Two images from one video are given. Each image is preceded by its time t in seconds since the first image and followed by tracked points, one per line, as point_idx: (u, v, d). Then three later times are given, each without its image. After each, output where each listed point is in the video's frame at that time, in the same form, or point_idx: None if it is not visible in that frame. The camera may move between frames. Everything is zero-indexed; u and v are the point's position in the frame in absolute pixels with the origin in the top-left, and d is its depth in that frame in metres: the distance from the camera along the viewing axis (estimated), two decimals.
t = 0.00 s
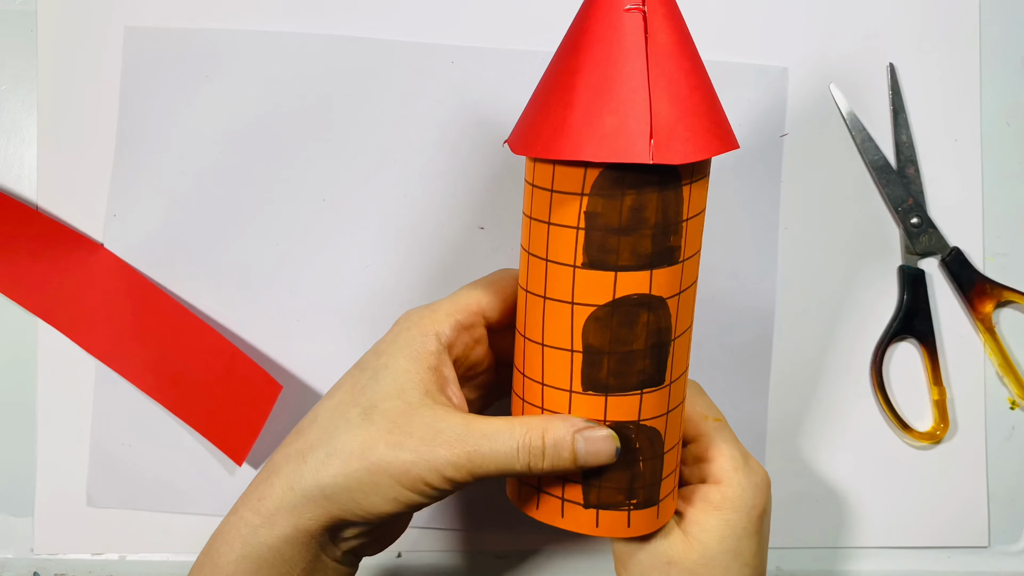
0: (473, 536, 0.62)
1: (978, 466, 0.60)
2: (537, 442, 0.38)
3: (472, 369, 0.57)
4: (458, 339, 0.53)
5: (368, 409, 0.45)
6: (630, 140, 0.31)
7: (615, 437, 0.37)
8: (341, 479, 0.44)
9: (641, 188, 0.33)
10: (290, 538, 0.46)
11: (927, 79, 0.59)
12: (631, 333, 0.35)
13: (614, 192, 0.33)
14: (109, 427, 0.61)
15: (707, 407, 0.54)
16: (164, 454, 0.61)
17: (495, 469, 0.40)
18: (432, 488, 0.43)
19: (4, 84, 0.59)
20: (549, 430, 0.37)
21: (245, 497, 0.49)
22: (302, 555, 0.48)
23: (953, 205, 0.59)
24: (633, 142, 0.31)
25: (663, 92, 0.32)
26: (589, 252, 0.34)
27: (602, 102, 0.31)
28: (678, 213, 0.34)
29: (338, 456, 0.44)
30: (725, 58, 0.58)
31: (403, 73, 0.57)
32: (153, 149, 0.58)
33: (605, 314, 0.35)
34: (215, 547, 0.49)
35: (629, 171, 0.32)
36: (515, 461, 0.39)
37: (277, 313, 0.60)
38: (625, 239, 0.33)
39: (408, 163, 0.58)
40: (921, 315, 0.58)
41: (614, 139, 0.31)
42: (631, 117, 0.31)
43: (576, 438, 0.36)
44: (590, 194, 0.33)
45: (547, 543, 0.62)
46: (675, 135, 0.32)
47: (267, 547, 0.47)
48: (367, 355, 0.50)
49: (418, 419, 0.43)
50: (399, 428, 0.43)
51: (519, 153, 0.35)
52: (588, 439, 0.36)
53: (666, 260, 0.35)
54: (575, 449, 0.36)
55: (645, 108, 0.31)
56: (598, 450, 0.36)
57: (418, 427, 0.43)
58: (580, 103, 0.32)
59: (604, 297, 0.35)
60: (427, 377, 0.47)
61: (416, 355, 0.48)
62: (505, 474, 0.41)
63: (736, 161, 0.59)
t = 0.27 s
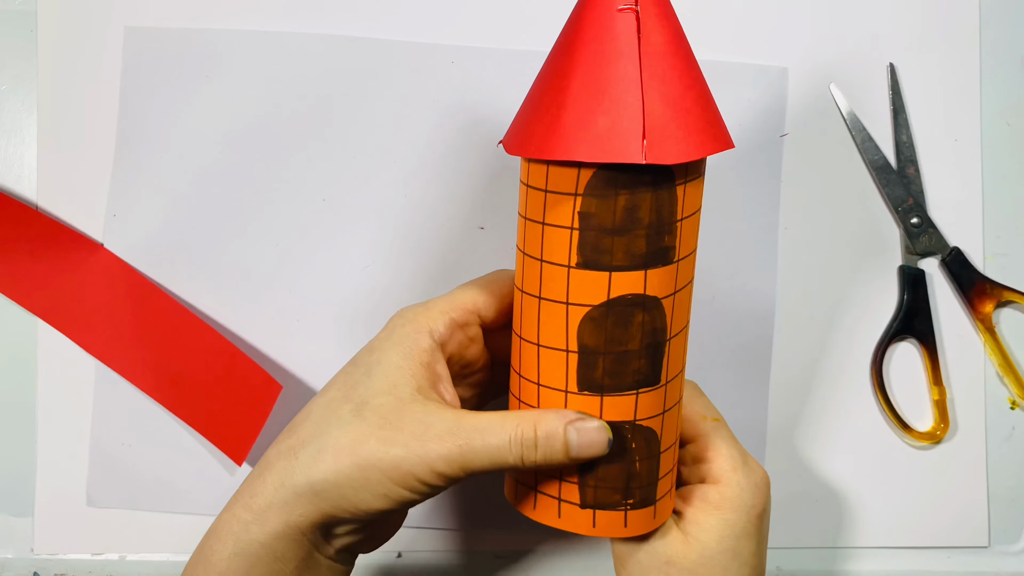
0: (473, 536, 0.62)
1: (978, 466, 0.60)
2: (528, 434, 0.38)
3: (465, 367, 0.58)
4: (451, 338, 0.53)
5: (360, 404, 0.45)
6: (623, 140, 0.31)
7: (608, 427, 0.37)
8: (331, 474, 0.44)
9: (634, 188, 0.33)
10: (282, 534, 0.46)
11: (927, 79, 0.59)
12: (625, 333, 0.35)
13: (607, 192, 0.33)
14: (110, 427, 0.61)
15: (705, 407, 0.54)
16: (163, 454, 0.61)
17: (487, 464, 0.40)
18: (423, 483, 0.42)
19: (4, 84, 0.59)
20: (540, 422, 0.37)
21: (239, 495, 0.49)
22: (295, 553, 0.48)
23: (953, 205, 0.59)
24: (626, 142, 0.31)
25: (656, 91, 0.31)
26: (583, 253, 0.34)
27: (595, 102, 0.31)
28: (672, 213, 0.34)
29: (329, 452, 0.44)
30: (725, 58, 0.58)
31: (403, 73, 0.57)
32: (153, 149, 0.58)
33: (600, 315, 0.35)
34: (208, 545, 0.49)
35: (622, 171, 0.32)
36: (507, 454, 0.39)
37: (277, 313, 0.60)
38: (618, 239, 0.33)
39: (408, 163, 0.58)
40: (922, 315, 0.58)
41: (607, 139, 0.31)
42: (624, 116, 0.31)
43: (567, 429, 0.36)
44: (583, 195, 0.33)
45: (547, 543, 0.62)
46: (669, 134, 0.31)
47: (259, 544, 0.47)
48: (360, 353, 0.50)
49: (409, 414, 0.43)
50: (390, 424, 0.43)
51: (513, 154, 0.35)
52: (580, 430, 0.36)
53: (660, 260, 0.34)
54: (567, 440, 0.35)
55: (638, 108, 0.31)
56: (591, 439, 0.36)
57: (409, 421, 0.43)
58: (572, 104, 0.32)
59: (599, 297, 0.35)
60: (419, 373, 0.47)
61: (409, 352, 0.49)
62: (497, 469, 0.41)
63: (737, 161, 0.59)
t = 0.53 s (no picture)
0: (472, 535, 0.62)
1: (979, 466, 0.60)
2: (515, 417, 0.39)
3: (455, 362, 0.58)
4: (438, 330, 0.53)
5: (345, 395, 0.46)
6: (625, 146, 0.31)
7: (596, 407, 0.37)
8: (317, 465, 0.44)
9: (636, 193, 0.33)
10: (271, 528, 0.46)
11: (926, 79, 0.59)
12: (630, 337, 0.35)
13: (609, 198, 0.33)
14: (110, 427, 0.61)
15: (703, 407, 0.54)
16: (163, 454, 0.61)
17: (474, 450, 0.41)
18: (410, 472, 0.43)
19: (4, 84, 0.59)
20: (526, 405, 0.38)
21: (229, 492, 0.48)
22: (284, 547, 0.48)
23: (953, 205, 0.59)
24: (628, 147, 0.31)
25: (656, 95, 0.31)
26: (586, 259, 0.34)
27: (595, 108, 0.31)
28: (674, 216, 0.34)
29: (315, 443, 0.44)
30: (725, 58, 0.58)
31: (403, 73, 0.57)
32: (153, 149, 0.58)
33: (604, 319, 0.35)
34: (198, 542, 0.48)
35: (623, 176, 0.32)
36: (494, 439, 0.40)
37: (277, 313, 0.60)
38: (621, 244, 0.33)
39: (408, 163, 0.58)
40: (922, 315, 0.58)
41: (609, 145, 0.31)
42: (625, 122, 0.31)
43: (554, 411, 0.36)
44: (585, 200, 0.33)
45: (547, 543, 0.62)
46: (669, 139, 0.32)
47: (247, 539, 0.47)
48: (347, 347, 0.51)
49: (395, 403, 0.44)
50: (376, 413, 0.44)
51: (511, 160, 0.35)
52: (566, 411, 0.36)
53: (663, 263, 0.35)
54: (554, 421, 0.36)
55: (638, 112, 0.31)
56: (578, 421, 0.36)
57: (395, 410, 0.43)
58: (572, 109, 0.32)
59: (603, 302, 0.35)
60: (404, 363, 0.48)
61: (394, 342, 0.49)
62: (484, 455, 0.41)
63: (736, 161, 0.59)
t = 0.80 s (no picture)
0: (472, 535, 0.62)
1: (979, 466, 0.60)
2: (499, 401, 0.39)
3: (443, 355, 0.58)
4: (423, 322, 0.54)
5: (330, 385, 0.46)
6: (625, 148, 0.31)
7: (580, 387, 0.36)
8: (303, 455, 0.44)
9: (636, 196, 0.33)
10: (261, 521, 0.46)
11: (926, 79, 0.59)
12: (632, 340, 0.35)
13: (609, 201, 0.33)
14: (110, 427, 0.61)
15: (702, 406, 0.54)
16: (163, 454, 0.61)
17: (459, 436, 0.41)
18: (396, 460, 0.43)
19: (4, 84, 0.59)
20: (511, 389, 0.39)
21: (219, 488, 0.48)
22: (275, 540, 0.48)
23: (953, 205, 0.59)
24: (627, 150, 0.31)
25: (653, 97, 0.31)
26: (587, 263, 0.34)
27: (593, 110, 0.31)
28: (673, 218, 0.34)
29: (301, 433, 0.44)
30: (725, 58, 0.58)
31: (403, 73, 0.57)
32: (153, 149, 0.58)
33: (605, 322, 0.35)
34: (190, 538, 0.48)
35: (622, 179, 0.32)
36: (480, 423, 0.40)
37: (277, 313, 0.60)
38: (622, 247, 0.33)
39: (408, 163, 0.58)
40: (922, 315, 0.58)
41: (609, 147, 0.31)
42: (623, 124, 0.31)
43: (539, 394, 0.36)
44: (585, 204, 0.33)
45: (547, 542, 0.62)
46: (668, 141, 0.32)
47: (238, 532, 0.47)
48: (332, 339, 0.51)
49: (380, 391, 0.44)
50: (361, 402, 0.44)
51: (509, 164, 0.35)
52: (552, 393, 0.36)
53: (663, 265, 0.35)
54: (539, 403, 0.36)
55: (636, 115, 0.31)
56: (564, 402, 0.36)
57: (380, 398, 0.43)
58: (571, 112, 0.32)
59: (604, 305, 0.34)
60: (389, 352, 0.48)
61: (379, 332, 0.49)
62: (469, 441, 0.41)
63: (736, 161, 0.59)
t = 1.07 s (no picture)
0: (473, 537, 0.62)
1: (979, 466, 0.60)
2: (490, 386, 0.40)
3: (436, 350, 0.58)
4: (415, 317, 0.53)
5: (322, 378, 0.46)
6: (631, 141, 0.31)
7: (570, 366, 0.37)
8: (296, 447, 0.44)
9: (641, 187, 0.33)
10: (257, 515, 0.46)
11: (926, 79, 0.59)
12: (636, 334, 0.35)
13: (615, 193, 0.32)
14: (109, 427, 0.61)
15: (702, 406, 0.53)
16: (163, 453, 0.61)
17: (452, 423, 0.41)
18: (390, 449, 0.43)
19: (4, 84, 0.59)
20: (501, 372, 0.39)
21: (215, 484, 0.48)
22: (272, 535, 0.48)
23: (953, 205, 0.59)
24: (633, 142, 0.31)
25: (659, 91, 0.31)
26: (592, 255, 0.34)
27: (599, 103, 0.31)
28: (677, 211, 0.34)
29: (294, 427, 0.44)
30: (725, 59, 0.58)
31: (403, 73, 0.57)
32: (154, 149, 0.58)
33: (610, 316, 0.35)
34: (185, 535, 0.48)
35: (628, 172, 0.32)
36: (472, 409, 0.40)
37: (277, 313, 0.60)
38: (627, 239, 0.33)
39: (408, 163, 0.58)
40: (922, 315, 0.58)
41: (615, 140, 0.31)
42: (630, 117, 0.31)
43: (528, 375, 0.37)
44: (591, 195, 0.33)
45: (546, 542, 0.62)
46: (674, 135, 0.31)
47: (236, 526, 0.47)
48: (324, 334, 0.51)
49: (372, 382, 0.44)
50: (353, 393, 0.44)
51: (516, 158, 0.35)
52: (541, 373, 0.37)
53: (667, 259, 0.35)
54: (529, 385, 0.37)
55: (642, 108, 0.31)
56: (554, 382, 0.36)
57: (372, 389, 0.44)
58: (578, 106, 0.32)
59: (609, 298, 0.34)
60: (380, 345, 0.48)
61: (371, 325, 0.50)
62: (462, 428, 0.42)
63: (736, 161, 0.59)
